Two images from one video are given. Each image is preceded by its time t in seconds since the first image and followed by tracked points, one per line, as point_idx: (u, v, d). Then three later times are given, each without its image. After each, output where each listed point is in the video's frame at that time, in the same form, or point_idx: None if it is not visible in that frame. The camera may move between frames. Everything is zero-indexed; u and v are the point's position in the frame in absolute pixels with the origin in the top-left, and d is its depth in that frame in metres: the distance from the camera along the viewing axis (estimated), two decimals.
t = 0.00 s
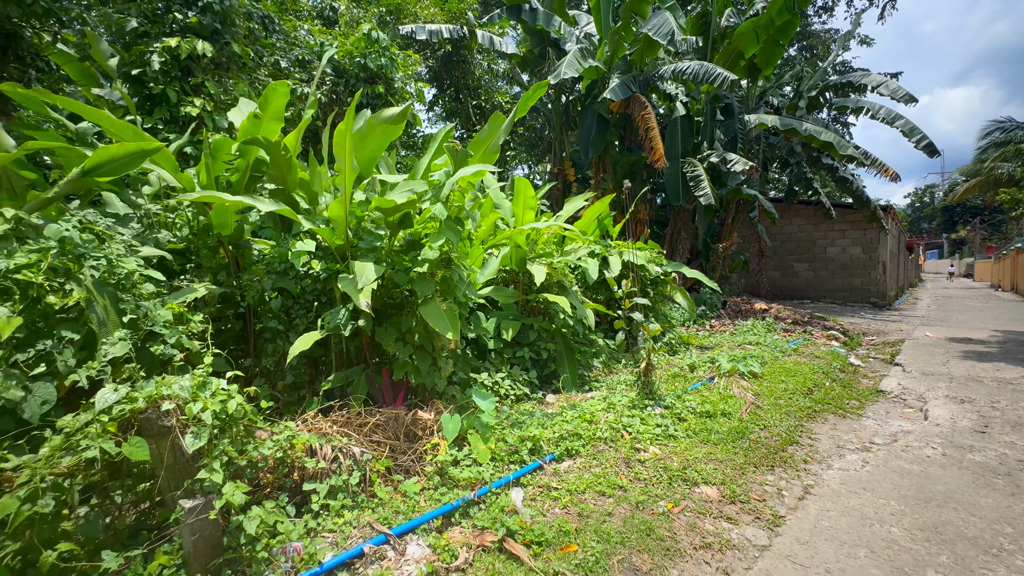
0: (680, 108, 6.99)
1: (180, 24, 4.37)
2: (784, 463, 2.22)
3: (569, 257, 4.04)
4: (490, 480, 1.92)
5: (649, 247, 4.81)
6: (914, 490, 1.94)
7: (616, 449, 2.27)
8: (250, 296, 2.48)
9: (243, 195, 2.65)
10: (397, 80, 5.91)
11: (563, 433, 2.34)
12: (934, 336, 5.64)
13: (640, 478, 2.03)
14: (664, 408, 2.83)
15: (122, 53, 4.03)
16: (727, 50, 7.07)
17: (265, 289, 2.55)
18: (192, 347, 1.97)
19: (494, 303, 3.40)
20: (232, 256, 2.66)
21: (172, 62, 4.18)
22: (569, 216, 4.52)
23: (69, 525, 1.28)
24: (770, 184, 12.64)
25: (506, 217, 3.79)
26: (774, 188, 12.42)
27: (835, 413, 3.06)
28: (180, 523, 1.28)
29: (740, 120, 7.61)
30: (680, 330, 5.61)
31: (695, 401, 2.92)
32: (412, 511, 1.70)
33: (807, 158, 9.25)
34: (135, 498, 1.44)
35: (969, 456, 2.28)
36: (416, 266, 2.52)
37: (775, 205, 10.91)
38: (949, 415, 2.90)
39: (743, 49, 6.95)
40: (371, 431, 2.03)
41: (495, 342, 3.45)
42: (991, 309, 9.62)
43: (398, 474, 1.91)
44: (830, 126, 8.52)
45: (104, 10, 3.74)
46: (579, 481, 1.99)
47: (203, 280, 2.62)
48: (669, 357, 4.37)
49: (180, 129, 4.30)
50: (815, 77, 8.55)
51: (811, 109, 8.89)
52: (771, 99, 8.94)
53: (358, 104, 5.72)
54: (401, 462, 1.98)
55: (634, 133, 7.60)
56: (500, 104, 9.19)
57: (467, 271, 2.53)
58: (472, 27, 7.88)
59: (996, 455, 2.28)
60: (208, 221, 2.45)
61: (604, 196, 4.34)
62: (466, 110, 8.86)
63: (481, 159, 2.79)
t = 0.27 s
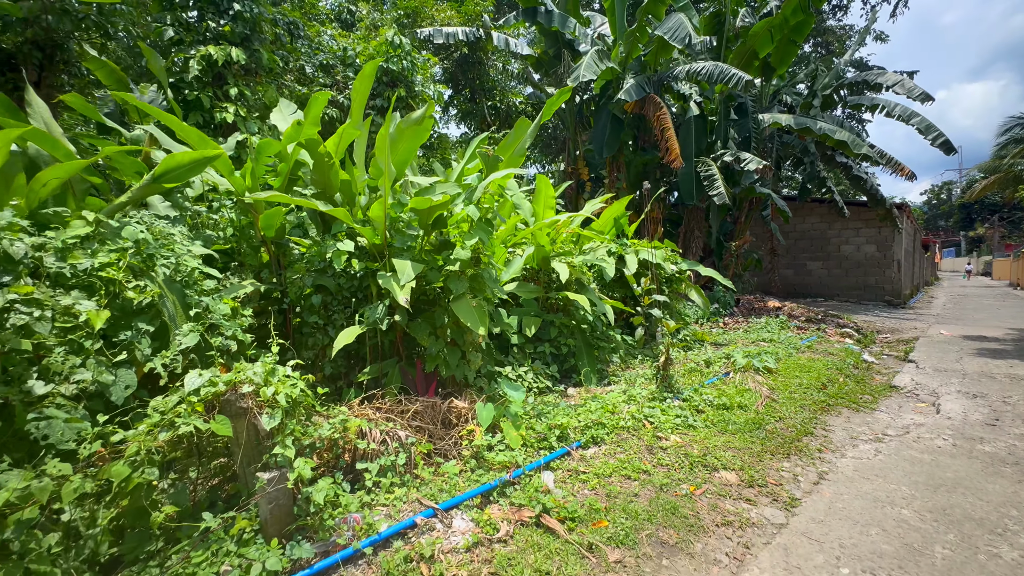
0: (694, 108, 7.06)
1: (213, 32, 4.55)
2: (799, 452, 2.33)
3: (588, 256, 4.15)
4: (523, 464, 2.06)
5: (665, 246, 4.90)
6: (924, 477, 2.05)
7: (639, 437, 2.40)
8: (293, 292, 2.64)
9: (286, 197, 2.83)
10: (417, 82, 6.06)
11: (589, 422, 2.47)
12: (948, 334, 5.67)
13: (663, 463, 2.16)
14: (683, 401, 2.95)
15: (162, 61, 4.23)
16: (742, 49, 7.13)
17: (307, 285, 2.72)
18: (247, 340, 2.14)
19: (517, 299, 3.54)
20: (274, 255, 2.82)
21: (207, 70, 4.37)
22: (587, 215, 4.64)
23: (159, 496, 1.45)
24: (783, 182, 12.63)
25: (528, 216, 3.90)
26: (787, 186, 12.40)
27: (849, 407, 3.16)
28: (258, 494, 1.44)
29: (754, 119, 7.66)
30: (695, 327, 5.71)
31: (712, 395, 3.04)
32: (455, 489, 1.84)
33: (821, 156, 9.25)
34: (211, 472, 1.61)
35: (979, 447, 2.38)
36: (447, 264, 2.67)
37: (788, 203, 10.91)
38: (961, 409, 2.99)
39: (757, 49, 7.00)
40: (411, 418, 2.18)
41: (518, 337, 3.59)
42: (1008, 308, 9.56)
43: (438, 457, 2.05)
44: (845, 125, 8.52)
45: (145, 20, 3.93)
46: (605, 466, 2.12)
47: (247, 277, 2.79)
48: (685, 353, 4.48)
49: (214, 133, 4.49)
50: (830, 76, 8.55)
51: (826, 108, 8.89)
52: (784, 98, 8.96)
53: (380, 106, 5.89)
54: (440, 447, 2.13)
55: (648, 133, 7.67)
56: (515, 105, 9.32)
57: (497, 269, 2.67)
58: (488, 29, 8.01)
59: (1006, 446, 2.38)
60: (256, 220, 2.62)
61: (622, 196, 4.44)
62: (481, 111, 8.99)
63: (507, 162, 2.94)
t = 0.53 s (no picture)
0: (703, 105, 7.12)
1: (235, 36, 4.68)
2: (811, 439, 2.44)
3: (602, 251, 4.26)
4: (548, 448, 2.19)
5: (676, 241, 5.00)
6: (930, 461, 2.15)
7: (657, 425, 2.52)
8: (324, 287, 2.78)
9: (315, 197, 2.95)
10: (430, 82, 6.17)
11: (608, 410, 2.60)
12: (957, 328, 5.73)
13: (680, 448, 2.28)
14: (696, 391, 3.06)
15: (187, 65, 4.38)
16: (751, 46, 7.17)
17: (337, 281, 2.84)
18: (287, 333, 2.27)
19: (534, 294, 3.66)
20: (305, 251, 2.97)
21: (230, 72, 4.50)
22: (600, 212, 4.75)
23: (221, 473, 1.59)
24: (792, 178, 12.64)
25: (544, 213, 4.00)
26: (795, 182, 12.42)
27: (858, 398, 3.26)
28: (313, 470, 1.57)
29: (763, 116, 7.71)
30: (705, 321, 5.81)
31: (725, 385, 3.15)
32: (487, 470, 1.97)
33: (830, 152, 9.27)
34: (263, 453, 1.75)
35: (985, 434, 2.48)
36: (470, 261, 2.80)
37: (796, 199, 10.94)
38: (967, 400, 3.08)
39: (767, 45, 7.05)
40: (442, 405, 2.31)
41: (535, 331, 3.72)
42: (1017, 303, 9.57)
43: (469, 441, 2.19)
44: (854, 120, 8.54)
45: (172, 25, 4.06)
46: (625, 451, 2.24)
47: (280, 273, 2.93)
48: (696, 346, 4.59)
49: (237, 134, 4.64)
50: (839, 71, 8.56)
51: (835, 103, 8.90)
52: (793, 94, 8.98)
53: (395, 106, 6.01)
54: (469, 433, 2.26)
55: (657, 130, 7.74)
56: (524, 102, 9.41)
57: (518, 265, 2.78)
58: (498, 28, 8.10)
59: (1010, 433, 2.48)
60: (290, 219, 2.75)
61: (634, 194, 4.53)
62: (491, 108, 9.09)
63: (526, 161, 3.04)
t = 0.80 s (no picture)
0: (710, 98, 7.13)
1: (250, 35, 4.74)
2: (822, 423, 2.53)
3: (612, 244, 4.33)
4: (570, 432, 2.29)
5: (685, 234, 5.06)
6: (938, 443, 2.24)
7: (672, 411, 2.61)
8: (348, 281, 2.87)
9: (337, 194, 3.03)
10: (440, 78, 6.22)
11: (625, 397, 2.69)
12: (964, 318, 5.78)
13: (696, 432, 2.37)
14: (709, 380, 3.14)
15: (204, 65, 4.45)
16: (759, 38, 7.19)
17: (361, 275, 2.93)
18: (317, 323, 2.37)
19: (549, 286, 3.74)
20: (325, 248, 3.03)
21: (246, 72, 4.58)
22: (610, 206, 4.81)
23: (268, 454, 1.69)
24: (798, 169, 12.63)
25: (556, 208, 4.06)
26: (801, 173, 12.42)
27: (867, 385, 3.33)
28: (355, 450, 1.67)
29: (770, 108, 7.72)
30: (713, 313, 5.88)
31: (737, 374, 3.23)
32: (513, 452, 2.07)
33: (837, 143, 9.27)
34: (303, 437, 1.85)
35: (992, 418, 2.55)
36: (489, 254, 2.90)
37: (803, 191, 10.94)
38: (974, 386, 3.15)
39: (774, 37, 7.06)
40: (467, 392, 2.41)
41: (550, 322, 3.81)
42: None
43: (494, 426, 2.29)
44: (862, 111, 8.53)
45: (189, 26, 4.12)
46: (643, 435, 2.34)
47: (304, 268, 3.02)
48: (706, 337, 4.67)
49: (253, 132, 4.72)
50: (846, 62, 8.56)
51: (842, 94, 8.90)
52: (800, 85, 8.98)
53: (405, 102, 6.08)
54: (494, 418, 2.37)
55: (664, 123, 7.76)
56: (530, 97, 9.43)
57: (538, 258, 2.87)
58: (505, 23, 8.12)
59: (1017, 417, 2.55)
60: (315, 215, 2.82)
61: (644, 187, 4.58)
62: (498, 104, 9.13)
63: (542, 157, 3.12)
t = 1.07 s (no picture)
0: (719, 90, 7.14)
1: (267, 37, 4.81)
2: (840, 409, 2.61)
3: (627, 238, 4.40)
4: (596, 419, 2.39)
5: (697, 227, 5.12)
6: (954, 426, 2.32)
7: (694, 399, 2.69)
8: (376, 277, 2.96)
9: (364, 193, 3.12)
10: (452, 75, 6.28)
11: (646, 385, 2.78)
12: (976, 306, 5.81)
13: (718, 418, 2.46)
14: (727, 369, 3.23)
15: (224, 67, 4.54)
16: (769, 29, 7.21)
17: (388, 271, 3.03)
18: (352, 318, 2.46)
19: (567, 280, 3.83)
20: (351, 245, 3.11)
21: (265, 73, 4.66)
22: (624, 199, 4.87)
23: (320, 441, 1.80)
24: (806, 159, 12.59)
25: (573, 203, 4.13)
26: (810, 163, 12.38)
27: (882, 373, 3.40)
28: (402, 436, 1.78)
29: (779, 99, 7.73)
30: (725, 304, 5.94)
31: (753, 363, 3.31)
32: (544, 438, 2.17)
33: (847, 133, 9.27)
34: (349, 425, 1.96)
35: (1006, 402, 2.63)
36: (512, 249, 3.00)
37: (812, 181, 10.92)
38: (988, 372, 3.21)
39: (784, 28, 7.08)
40: (496, 382, 2.52)
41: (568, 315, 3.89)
42: None
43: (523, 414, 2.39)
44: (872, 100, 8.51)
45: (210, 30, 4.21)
46: (667, 421, 2.44)
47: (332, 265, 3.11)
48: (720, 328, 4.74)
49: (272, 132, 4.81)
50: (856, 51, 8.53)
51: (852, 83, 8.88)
52: (809, 75, 8.96)
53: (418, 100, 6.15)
54: (523, 407, 2.47)
55: (673, 116, 7.78)
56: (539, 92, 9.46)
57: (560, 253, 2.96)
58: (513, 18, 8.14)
59: None
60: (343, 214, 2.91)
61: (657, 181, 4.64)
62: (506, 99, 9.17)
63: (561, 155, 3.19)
